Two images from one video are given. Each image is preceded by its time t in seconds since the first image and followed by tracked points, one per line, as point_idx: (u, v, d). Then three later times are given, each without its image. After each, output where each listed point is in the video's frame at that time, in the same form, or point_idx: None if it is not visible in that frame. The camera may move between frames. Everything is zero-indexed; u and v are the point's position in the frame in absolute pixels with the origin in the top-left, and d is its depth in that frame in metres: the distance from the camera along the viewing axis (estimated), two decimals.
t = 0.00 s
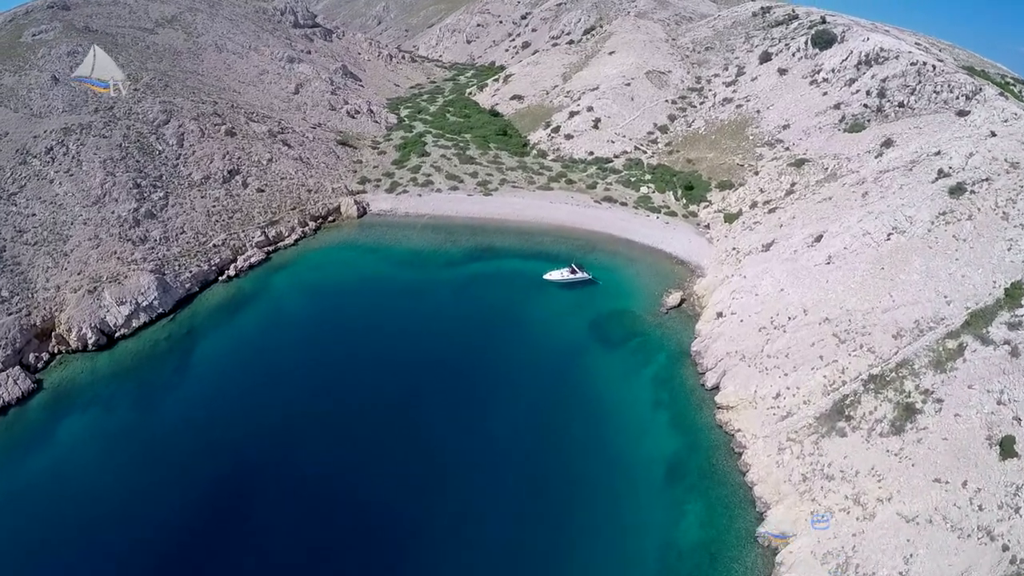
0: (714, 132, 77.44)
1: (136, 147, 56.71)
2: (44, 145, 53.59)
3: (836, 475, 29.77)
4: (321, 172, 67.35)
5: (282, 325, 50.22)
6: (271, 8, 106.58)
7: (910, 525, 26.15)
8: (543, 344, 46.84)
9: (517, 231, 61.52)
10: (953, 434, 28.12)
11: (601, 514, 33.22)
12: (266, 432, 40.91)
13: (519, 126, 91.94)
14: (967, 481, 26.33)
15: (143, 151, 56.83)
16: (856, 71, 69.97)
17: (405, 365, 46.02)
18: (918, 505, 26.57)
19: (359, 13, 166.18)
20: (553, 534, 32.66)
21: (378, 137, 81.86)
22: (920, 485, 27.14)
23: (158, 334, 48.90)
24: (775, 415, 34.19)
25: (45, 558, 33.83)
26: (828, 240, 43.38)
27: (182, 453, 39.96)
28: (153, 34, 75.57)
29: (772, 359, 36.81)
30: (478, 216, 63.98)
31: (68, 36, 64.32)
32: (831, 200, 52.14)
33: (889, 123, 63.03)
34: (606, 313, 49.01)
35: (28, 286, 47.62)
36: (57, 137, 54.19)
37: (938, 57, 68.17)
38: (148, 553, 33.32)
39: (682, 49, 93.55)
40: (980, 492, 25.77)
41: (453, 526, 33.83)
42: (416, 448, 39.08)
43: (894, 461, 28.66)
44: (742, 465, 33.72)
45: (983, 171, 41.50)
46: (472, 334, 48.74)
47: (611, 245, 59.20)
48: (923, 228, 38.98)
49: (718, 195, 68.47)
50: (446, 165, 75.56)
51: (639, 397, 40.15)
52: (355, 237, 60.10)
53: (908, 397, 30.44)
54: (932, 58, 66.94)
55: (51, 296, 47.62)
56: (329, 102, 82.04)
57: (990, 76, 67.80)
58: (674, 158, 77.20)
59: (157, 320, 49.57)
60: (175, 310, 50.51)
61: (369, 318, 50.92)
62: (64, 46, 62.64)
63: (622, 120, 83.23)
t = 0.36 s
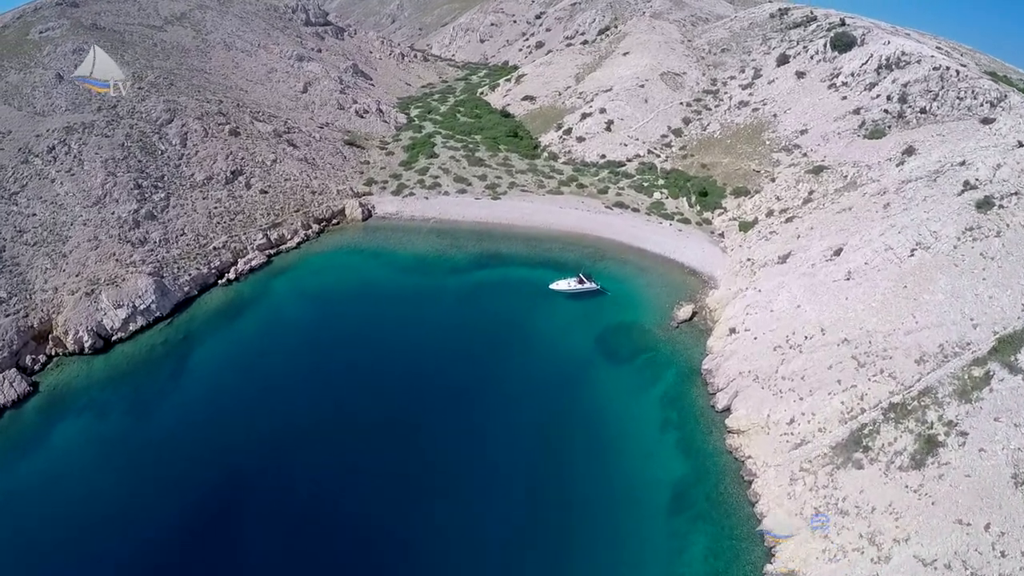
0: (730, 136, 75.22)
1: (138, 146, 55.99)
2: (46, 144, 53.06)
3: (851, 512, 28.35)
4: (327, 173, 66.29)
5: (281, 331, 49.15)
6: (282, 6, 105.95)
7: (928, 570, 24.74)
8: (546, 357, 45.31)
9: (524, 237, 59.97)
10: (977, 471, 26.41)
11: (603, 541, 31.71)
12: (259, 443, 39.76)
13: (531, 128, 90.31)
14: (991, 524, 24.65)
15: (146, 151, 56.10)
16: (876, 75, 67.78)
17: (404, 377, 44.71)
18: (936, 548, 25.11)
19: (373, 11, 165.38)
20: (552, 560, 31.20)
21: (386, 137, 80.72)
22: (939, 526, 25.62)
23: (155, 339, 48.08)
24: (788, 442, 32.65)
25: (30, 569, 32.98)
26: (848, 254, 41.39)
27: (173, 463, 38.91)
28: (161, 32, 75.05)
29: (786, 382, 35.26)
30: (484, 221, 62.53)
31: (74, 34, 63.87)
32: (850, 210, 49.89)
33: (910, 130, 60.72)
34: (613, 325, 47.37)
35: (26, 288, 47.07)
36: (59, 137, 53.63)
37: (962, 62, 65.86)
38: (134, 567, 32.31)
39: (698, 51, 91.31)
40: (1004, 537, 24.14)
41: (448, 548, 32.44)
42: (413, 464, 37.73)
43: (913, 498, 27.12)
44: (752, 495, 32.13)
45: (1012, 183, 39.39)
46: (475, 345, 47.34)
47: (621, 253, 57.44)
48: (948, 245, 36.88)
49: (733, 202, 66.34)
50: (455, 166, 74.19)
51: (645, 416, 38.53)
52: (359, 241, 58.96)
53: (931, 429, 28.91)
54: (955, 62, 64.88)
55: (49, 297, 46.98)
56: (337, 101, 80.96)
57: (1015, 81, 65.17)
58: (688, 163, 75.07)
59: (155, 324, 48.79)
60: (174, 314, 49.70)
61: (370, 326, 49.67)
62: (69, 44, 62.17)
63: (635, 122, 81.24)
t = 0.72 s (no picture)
0: (745, 140, 73.13)
1: (142, 146, 55.42)
2: (49, 143, 52.60)
3: (864, 549, 26.88)
4: (332, 175, 65.31)
5: (281, 336, 48.21)
6: (294, 4, 105.44)
7: None
8: (551, 369, 43.90)
9: (531, 243, 58.51)
10: (998, 510, 24.86)
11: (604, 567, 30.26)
12: (254, 453, 38.77)
13: (543, 130, 88.78)
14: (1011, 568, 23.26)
15: (149, 151, 55.51)
16: (896, 80, 65.52)
17: (404, 386, 43.54)
18: None
19: (387, 10, 164.68)
20: None
21: (396, 137, 79.69)
22: (958, 570, 24.22)
23: (153, 342, 47.33)
24: (800, 469, 31.06)
25: None
26: (868, 269, 39.51)
27: (166, 471, 38.02)
28: (170, 29, 74.70)
29: (800, 404, 33.52)
30: (491, 225, 61.16)
31: (82, 31, 63.54)
32: (870, 221, 47.84)
33: (932, 137, 58.45)
34: (621, 337, 45.83)
35: (26, 288, 46.56)
36: (63, 135, 53.20)
37: (985, 68, 63.57)
38: None
39: (714, 53, 89.27)
40: None
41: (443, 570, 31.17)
42: (410, 479, 36.52)
43: (930, 536, 25.61)
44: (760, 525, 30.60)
45: None
46: (478, 355, 46.05)
47: (631, 261, 55.76)
48: (974, 262, 34.93)
49: (748, 210, 64.31)
50: (464, 168, 72.89)
51: (652, 435, 37.02)
52: (363, 244, 57.88)
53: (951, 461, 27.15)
54: (978, 68, 62.69)
55: (48, 298, 46.41)
56: (346, 100, 80.04)
57: None
58: (702, 168, 73.03)
59: (154, 327, 48.06)
60: (173, 317, 48.95)
61: (372, 333, 48.58)
62: (76, 41, 61.85)
63: (649, 125, 79.32)
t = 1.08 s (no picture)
0: (763, 146, 70.85)
1: (146, 145, 54.75)
2: (53, 141, 52.08)
3: None
4: (339, 176, 64.28)
5: (281, 343, 47.15)
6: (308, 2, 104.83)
7: None
8: (555, 384, 42.32)
9: (540, 250, 56.90)
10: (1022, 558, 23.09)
11: None
12: (247, 464, 37.63)
13: (556, 131, 87.01)
14: None
15: (153, 150, 54.82)
16: (920, 85, 63.07)
17: (404, 398, 42.21)
18: None
19: (402, 8, 163.63)
20: None
21: (406, 138, 78.51)
22: None
23: (151, 346, 46.50)
24: (814, 503, 29.34)
25: None
26: (890, 289, 37.44)
27: (156, 481, 37.00)
28: (181, 27, 74.27)
29: (815, 433, 31.81)
30: (499, 231, 59.64)
31: (91, 28, 63.19)
32: (892, 234, 45.62)
33: (956, 146, 56.10)
34: (629, 352, 44.13)
35: (26, 288, 46.02)
36: (67, 133, 52.68)
37: (1014, 74, 60.98)
38: None
39: (732, 55, 86.99)
40: None
41: None
42: (405, 496, 35.14)
43: None
44: (770, 562, 28.87)
45: None
46: (480, 366, 44.61)
47: (643, 271, 53.89)
48: (1003, 284, 32.80)
49: (765, 218, 62.08)
50: (474, 170, 71.43)
51: (659, 459, 35.32)
52: (368, 248, 56.66)
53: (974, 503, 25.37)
54: (1005, 75, 60.28)
55: (47, 299, 45.81)
56: (357, 99, 79.04)
57: None
58: (719, 173, 70.79)
59: (152, 331, 47.23)
60: (172, 320, 48.08)
61: (373, 341, 47.33)
62: (84, 39, 61.46)
63: (664, 128, 77.19)
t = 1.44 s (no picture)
0: (781, 151, 68.64)
1: (150, 144, 54.10)
2: (57, 140, 51.58)
3: None
4: (346, 177, 63.25)
5: (280, 349, 46.17)
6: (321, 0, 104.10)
7: None
8: (559, 399, 40.83)
9: (549, 257, 55.38)
10: None
11: None
12: (240, 476, 36.60)
13: (569, 133, 85.29)
14: None
15: (157, 149, 54.16)
16: (944, 91, 60.76)
17: (403, 410, 40.96)
18: None
19: (417, 6, 162.52)
20: None
21: (416, 138, 77.37)
22: None
23: (149, 350, 45.76)
24: (826, 540, 27.88)
25: None
26: (914, 309, 35.47)
27: (148, 491, 36.05)
28: (191, 24, 73.78)
29: (830, 463, 30.23)
30: (507, 236, 58.19)
31: (99, 26, 62.79)
32: (915, 248, 43.50)
33: (982, 156, 53.63)
34: (638, 368, 42.50)
35: (27, 288, 45.48)
36: (71, 132, 52.15)
37: None
38: None
39: (749, 57, 84.76)
40: None
41: None
42: (399, 514, 33.87)
43: None
44: None
45: None
46: (483, 378, 43.25)
47: (654, 282, 52.16)
48: None
49: (782, 227, 59.93)
50: (483, 173, 70.03)
51: (665, 483, 33.75)
52: (372, 253, 55.60)
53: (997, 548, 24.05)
54: None
55: (47, 300, 45.24)
56: (367, 99, 78.02)
57: None
58: (735, 179, 68.69)
59: (151, 334, 46.53)
60: (171, 323, 47.33)
61: (373, 349, 46.18)
62: (92, 36, 61.04)
63: (679, 132, 75.15)
